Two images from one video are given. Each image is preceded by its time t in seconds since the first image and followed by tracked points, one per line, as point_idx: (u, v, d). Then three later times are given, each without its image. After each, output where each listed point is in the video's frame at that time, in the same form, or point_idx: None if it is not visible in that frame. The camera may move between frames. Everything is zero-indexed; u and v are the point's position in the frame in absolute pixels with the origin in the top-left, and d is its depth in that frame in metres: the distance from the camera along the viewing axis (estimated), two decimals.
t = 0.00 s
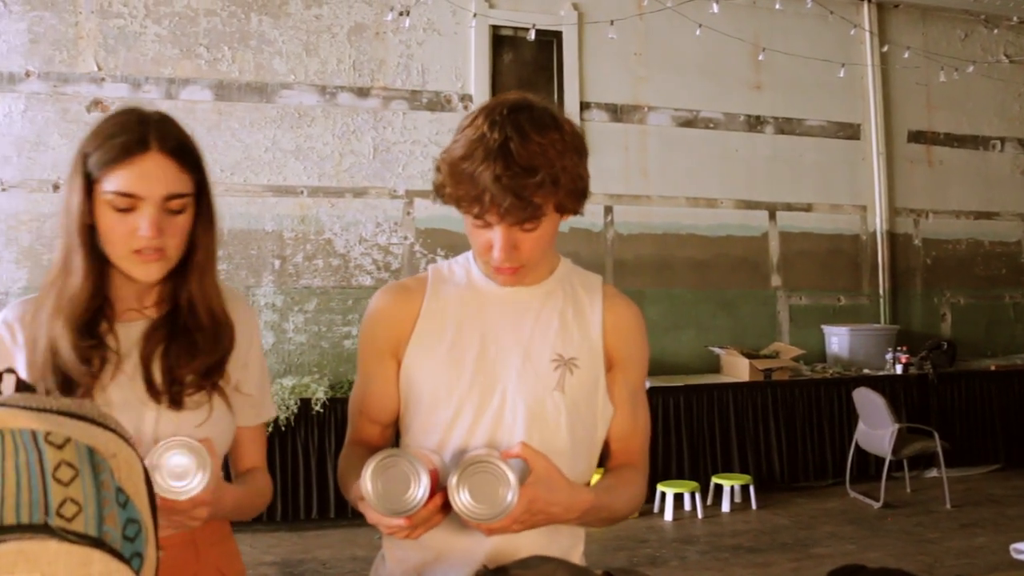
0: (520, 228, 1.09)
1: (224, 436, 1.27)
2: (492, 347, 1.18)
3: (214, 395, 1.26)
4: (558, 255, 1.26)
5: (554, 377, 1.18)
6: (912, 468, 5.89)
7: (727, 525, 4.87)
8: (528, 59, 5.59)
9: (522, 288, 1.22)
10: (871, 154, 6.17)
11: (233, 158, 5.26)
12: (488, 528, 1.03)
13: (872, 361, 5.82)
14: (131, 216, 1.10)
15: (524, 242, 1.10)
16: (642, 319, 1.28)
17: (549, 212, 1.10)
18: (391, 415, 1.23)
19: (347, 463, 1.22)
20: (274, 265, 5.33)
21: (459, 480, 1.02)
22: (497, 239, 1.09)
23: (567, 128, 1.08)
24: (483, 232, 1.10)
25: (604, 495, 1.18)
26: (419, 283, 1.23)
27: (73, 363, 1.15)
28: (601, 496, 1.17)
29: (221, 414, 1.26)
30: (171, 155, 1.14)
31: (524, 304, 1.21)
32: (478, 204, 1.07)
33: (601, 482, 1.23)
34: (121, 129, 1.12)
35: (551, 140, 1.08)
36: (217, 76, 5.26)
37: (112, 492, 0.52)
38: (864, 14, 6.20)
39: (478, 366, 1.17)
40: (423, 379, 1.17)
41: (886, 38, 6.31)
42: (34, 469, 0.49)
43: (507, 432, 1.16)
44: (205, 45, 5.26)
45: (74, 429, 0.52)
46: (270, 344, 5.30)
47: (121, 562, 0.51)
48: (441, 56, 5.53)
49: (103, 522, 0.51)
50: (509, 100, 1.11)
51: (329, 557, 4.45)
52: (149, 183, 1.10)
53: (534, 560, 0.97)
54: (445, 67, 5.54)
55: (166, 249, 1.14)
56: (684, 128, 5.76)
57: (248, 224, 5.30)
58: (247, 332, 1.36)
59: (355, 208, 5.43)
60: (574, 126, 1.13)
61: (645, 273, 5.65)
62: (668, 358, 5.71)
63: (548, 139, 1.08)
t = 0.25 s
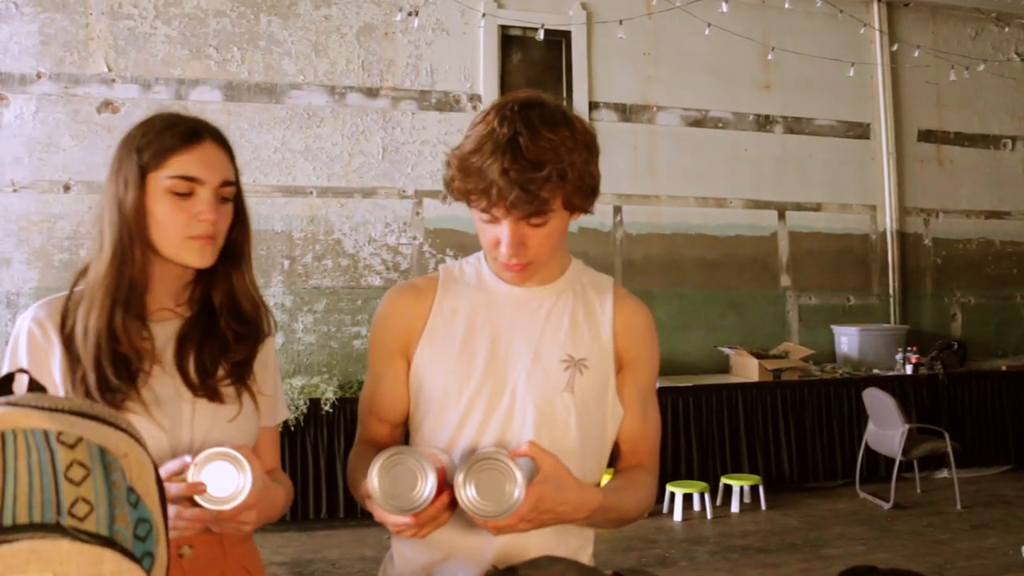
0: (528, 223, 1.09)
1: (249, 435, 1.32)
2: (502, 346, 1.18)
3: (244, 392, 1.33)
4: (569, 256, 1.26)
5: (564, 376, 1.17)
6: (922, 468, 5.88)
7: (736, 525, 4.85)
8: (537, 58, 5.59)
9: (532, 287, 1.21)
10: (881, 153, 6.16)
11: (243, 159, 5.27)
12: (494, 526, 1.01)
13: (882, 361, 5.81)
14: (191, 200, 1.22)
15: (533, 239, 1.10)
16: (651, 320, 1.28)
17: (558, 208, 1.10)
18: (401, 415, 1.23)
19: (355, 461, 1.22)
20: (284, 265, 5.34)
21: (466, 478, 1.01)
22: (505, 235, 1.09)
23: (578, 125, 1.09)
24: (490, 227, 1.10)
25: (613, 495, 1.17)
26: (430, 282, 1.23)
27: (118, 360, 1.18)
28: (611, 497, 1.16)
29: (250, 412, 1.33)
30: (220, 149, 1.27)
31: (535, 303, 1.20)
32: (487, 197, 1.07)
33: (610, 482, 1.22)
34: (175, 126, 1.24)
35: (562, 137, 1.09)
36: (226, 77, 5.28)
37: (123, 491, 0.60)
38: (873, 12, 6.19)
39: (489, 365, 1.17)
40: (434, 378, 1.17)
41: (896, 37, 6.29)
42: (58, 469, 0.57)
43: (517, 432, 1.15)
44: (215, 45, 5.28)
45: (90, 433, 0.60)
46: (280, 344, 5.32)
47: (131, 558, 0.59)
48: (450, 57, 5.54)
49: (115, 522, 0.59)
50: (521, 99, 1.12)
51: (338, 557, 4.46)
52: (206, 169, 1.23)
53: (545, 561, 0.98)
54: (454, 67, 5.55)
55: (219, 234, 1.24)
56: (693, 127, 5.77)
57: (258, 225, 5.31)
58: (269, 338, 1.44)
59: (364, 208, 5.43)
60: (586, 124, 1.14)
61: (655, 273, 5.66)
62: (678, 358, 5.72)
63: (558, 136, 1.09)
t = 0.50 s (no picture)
0: (520, 214, 1.09)
1: (265, 433, 1.33)
2: (510, 345, 1.18)
3: (262, 391, 1.33)
4: (580, 253, 1.26)
5: (572, 377, 1.17)
6: (931, 469, 5.86)
7: (745, 525, 4.84)
8: (545, 58, 5.60)
9: (541, 287, 1.21)
10: (890, 152, 6.15)
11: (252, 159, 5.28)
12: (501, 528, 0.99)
13: (891, 361, 5.80)
14: (209, 207, 1.20)
15: (528, 231, 1.10)
16: (662, 321, 1.27)
17: (554, 202, 1.10)
18: (410, 414, 1.23)
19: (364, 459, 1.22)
20: (293, 266, 5.35)
21: (467, 480, 0.99)
22: (498, 226, 1.09)
23: (576, 118, 1.09)
24: (484, 217, 1.11)
25: (623, 498, 1.16)
26: (441, 282, 1.24)
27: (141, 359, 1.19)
28: (620, 499, 1.15)
29: (267, 409, 1.34)
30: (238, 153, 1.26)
31: (545, 304, 1.20)
32: (479, 186, 1.08)
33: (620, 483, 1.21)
34: (194, 129, 1.22)
35: (558, 130, 1.09)
36: (235, 77, 5.29)
37: (133, 490, 0.58)
38: (882, 11, 6.19)
39: (496, 365, 1.16)
40: (442, 377, 1.17)
41: (905, 36, 6.29)
42: (70, 469, 0.54)
43: (524, 432, 1.15)
44: (224, 46, 5.29)
45: (100, 432, 0.58)
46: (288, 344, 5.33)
47: (143, 559, 0.57)
48: (459, 56, 5.54)
49: (126, 521, 0.57)
50: (524, 94, 1.14)
51: (346, 557, 4.46)
52: (224, 175, 1.21)
53: (553, 560, 0.97)
54: (462, 67, 5.55)
55: (235, 240, 1.23)
56: (702, 127, 5.78)
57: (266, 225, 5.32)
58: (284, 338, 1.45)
59: (373, 208, 5.44)
60: (588, 121, 1.14)
61: (663, 272, 5.67)
62: (686, 358, 5.73)
63: (555, 129, 1.09)
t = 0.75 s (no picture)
0: (509, 209, 1.09)
1: (265, 431, 1.33)
2: (509, 344, 1.18)
3: (259, 388, 1.33)
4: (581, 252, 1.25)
5: (570, 376, 1.17)
6: (932, 469, 5.86)
7: (746, 525, 4.84)
8: (546, 58, 5.60)
9: (540, 285, 1.21)
10: (891, 152, 6.15)
11: (253, 158, 5.28)
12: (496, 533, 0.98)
13: (893, 361, 5.79)
14: (200, 212, 1.19)
15: (516, 227, 1.11)
16: (663, 320, 1.27)
17: (543, 198, 1.09)
18: (411, 413, 1.23)
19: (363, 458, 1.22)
20: (294, 265, 5.35)
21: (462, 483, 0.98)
22: (487, 220, 1.10)
23: (568, 115, 1.09)
24: (476, 212, 1.12)
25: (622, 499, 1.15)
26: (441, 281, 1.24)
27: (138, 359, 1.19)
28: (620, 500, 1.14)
29: (266, 407, 1.34)
30: (238, 155, 1.26)
31: (543, 302, 1.20)
32: (469, 181, 1.09)
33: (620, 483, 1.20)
34: (191, 130, 1.21)
35: (550, 127, 1.09)
36: (236, 78, 5.29)
37: (135, 490, 0.61)
38: (884, 11, 6.19)
39: (495, 364, 1.16)
40: (441, 376, 1.17)
41: (906, 35, 6.29)
42: (71, 469, 0.58)
43: (523, 430, 1.15)
44: (225, 46, 5.29)
45: (101, 433, 0.61)
46: (290, 344, 5.34)
47: (144, 558, 0.60)
48: (460, 56, 5.54)
49: (127, 521, 0.60)
50: (523, 91, 1.14)
51: (348, 556, 4.46)
52: (218, 181, 1.20)
53: (554, 561, 0.96)
54: (463, 66, 5.55)
55: (226, 245, 1.22)
56: (703, 127, 5.78)
57: (268, 225, 5.32)
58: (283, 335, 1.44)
59: (374, 208, 5.44)
60: (583, 118, 1.13)
61: (665, 272, 5.68)
62: (687, 358, 5.73)
63: (546, 125, 1.09)
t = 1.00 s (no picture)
0: (499, 209, 1.09)
1: (267, 429, 1.33)
2: (509, 345, 1.18)
3: (260, 388, 1.34)
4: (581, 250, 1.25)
5: (570, 376, 1.16)
6: (938, 469, 5.85)
7: (751, 525, 4.83)
8: (551, 58, 5.59)
9: (539, 285, 1.21)
10: (897, 151, 6.15)
11: (258, 159, 5.29)
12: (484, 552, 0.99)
13: (898, 361, 5.78)
14: (201, 215, 1.19)
15: (506, 227, 1.10)
16: (665, 318, 1.25)
17: (531, 197, 1.08)
18: (413, 413, 1.24)
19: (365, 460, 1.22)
20: (299, 266, 5.36)
21: (461, 499, 0.98)
22: (477, 219, 1.10)
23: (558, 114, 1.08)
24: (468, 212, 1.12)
25: (623, 500, 1.14)
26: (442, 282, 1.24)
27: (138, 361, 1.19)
28: (620, 502, 1.12)
29: (268, 407, 1.34)
30: (238, 157, 1.25)
31: (544, 302, 1.20)
32: (459, 180, 1.09)
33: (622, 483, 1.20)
34: (193, 131, 1.21)
35: (539, 126, 1.08)
36: (242, 78, 5.30)
37: (141, 490, 0.64)
38: (889, 10, 6.18)
39: (495, 364, 1.17)
40: (441, 377, 1.17)
41: (911, 35, 6.28)
42: (77, 469, 0.61)
43: (522, 431, 1.15)
44: (230, 47, 5.30)
45: (107, 433, 0.64)
46: (295, 344, 5.35)
47: (149, 556, 0.63)
48: (465, 56, 5.55)
49: (134, 520, 0.63)
50: (518, 91, 1.13)
51: (352, 557, 4.46)
52: (220, 184, 1.19)
53: (559, 560, 0.93)
54: (468, 67, 5.56)
55: (229, 247, 1.22)
56: (708, 127, 5.78)
57: (273, 225, 5.33)
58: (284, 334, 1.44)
59: (379, 208, 5.45)
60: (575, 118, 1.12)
61: (670, 273, 5.68)
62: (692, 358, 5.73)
63: (536, 125, 1.08)
